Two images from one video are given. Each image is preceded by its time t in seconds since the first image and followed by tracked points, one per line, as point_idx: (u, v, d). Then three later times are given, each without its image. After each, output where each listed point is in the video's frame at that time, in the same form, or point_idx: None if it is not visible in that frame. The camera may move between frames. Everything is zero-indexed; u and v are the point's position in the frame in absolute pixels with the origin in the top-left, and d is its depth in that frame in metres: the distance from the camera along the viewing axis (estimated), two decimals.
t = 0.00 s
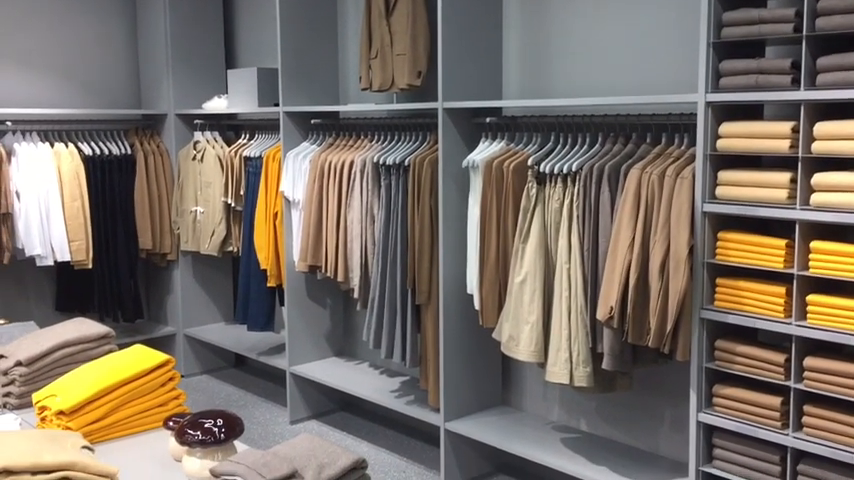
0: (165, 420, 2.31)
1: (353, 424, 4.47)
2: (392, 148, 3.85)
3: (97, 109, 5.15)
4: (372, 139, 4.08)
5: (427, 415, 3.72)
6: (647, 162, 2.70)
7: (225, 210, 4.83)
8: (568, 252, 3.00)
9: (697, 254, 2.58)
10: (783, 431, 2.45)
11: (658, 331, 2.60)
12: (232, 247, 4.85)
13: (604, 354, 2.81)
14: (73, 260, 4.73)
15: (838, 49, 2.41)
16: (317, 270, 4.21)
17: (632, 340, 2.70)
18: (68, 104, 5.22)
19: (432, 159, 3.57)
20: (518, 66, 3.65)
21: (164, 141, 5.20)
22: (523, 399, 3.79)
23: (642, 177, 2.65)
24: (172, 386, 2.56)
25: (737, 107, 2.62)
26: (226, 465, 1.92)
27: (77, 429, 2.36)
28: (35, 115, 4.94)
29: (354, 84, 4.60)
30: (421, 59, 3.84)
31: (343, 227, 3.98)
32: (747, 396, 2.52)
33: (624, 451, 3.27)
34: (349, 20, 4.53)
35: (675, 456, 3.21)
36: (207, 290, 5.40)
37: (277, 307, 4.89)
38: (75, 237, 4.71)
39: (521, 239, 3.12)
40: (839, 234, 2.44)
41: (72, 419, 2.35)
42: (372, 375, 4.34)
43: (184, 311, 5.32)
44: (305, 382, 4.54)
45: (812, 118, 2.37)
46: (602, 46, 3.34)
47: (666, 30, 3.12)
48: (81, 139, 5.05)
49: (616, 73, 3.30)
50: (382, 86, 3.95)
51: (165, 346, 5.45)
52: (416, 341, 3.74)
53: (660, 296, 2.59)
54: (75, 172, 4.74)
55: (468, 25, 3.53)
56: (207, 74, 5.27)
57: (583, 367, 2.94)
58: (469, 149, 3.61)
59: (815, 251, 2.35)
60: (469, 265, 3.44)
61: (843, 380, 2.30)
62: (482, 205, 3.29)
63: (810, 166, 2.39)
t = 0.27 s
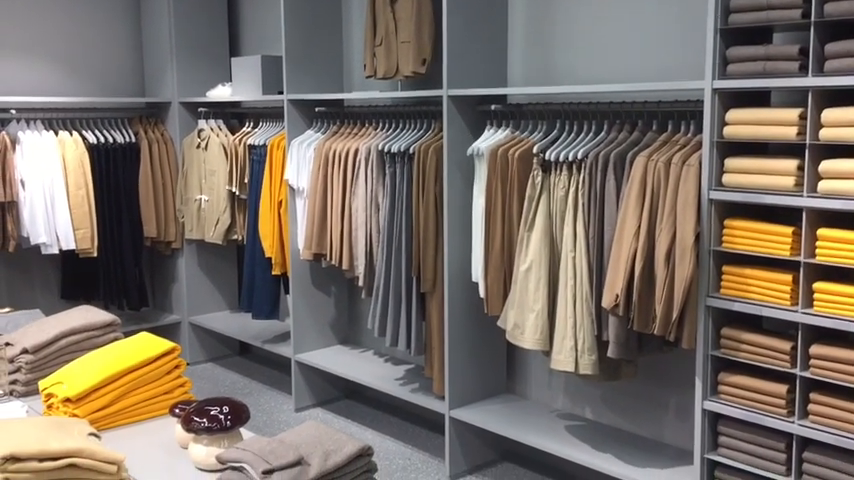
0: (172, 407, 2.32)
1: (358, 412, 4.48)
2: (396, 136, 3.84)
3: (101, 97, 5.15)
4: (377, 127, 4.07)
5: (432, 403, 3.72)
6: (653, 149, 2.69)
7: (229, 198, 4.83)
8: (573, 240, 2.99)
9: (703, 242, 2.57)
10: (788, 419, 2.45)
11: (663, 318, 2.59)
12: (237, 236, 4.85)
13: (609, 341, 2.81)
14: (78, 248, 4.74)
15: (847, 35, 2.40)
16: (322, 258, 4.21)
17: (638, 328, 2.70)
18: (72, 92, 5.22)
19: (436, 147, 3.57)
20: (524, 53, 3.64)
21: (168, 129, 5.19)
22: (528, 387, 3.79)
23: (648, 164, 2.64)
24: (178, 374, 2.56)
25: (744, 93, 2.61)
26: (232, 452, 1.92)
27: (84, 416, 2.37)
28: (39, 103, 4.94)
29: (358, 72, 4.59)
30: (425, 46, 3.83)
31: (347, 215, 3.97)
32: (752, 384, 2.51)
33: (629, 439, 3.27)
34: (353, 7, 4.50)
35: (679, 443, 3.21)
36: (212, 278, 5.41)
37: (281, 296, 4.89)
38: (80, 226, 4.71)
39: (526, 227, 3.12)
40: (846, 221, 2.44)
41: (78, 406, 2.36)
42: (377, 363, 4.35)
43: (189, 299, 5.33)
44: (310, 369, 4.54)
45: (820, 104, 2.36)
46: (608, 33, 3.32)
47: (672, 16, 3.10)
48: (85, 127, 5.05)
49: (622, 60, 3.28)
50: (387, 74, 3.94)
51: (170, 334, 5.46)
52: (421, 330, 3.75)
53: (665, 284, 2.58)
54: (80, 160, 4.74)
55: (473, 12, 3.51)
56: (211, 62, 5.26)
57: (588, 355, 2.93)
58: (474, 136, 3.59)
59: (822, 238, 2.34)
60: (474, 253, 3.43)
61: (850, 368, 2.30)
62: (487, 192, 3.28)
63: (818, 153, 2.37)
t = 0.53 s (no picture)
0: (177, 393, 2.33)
1: (363, 399, 4.49)
2: (401, 123, 3.83)
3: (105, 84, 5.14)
4: (381, 114, 4.05)
5: (437, 390, 3.72)
6: (659, 135, 2.68)
7: (234, 185, 4.83)
8: (579, 227, 2.98)
9: (709, 228, 2.56)
10: (794, 405, 2.45)
11: (669, 304, 2.59)
12: (241, 223, 4.85)
13: (614, 327, 2.81)
14: (83, 236, 4.75)
15: None
16: (326, 246, 4.21)
17: (643, 314, 2.70)
18: (76, 80, 5.21)
19: (441, 134, 3.56)
20: (529, 39, 3.62)
21: (173, 117, 5.18)
22: (533, 374, 3.79)
23: (654, 150, 2.63)
24: (184, 360, 2.56)
25: (751, 79, 2.59)
26: (238, 438, 1.93)
27: (89, 402, 2.38)
28: (43, 91, 4.94)
29: (362, 59, 4.58)
30: (430, 33, 3.81)
31: (352, 202, 3.96)
32: (758, 371, 2.51)
33: (634, 425, 3.27)
34: None
35: (685, 429, 3.21)
36: (217, 266, 5.41)
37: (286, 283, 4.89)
38: (85, 214, 4.72)
39: (531, 213, 3.11)
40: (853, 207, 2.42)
41: (84, 393, 2.37)
42: (382, 350, 4.35)
43: (195, 287, 5.33)
44: (315, 356, 4.55)
45: (827, 89, 2.34)
46: (613, 18, 3.30)
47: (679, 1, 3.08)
48: (89, 115, 5.04)
49: (627, 45, 3.27)
50: (391, 61, 3.92)
51: (176, 321, 5.47)
52: (426, 316, 3.75)
53: (671, 270, 2.58)
54: (84, 147, 4.74)
55: None
56: (215, 49, 5.25)
57: (593, 341, 2.93)
58: (479, 122, 3.58)
59: (829, 224, 2.33)
60: (479, 240, 3.43)
61: None
62: (492, 179, 3.27)
63: (824, 139, 2.37)
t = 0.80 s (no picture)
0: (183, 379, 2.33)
1: (368, 384, 4.49)
2: (405, 108, 3.82)
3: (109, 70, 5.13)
4: (385, 100, 4.04)
5: (442, 376, 3.73)
6: (665, 120, 2.67)
7: (238, 171, 4.82)
8: (584, 213, 2.97)
9: (715, 213, 2.55)
10: (799, 391, 2.44)
11: (675, 290, 2.58)
12: (246, 210, 4.85)
13: (619, 313, 2.80)
14: (89, 223, 4.75)
15: None
16: (331, 232, 4.20)
17: (649, 300, 2.69)
18: (80, 66, 5.20)
19: (446, 119, 3.54)
20: (534, 23, 3.59)
21: (177, 103, 5.17)
22: (538, 359, 3.79)
23: (660, 135, 2.62)
24: (189, 346, 2.56)
25: (758, 63, 2.57)
26: (244, 423, 1.93)
27: (95, 387, 2.38)
28: (47, 77, 4.93)
29: (367, 45, 4.56)
30: (434, 18, 3.79)
31: (356, 188, 3.96)
32: (764, 356, 2.50)
33: (639, 411, 3.27)
34: None
35: (689, 415, 3.21)
36: (222, 252, 5.41)
37: (291, 269, 4.89)
38: (89, 200, 4.72)
39: (536, 199, 3.10)
40: None
41: (90, 378, 2.38)
42: (387, 335, 4.36)
43: (200, 273, 5.34)
44: (320, 342, 4.56)
45: (835, 73, 2.33)
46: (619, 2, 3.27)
47: None
48: (93, 101, 5.03)
49: (634, 29, 3.24)
50: (395, 46, 3.90)
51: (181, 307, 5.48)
52: (431, 302, 3.74)
53: (677, 256, 2.57)
54: (88, 134, 4.74)
55: None
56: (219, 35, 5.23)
57: (599, 327, 2.93)
58: (484, 108, 3.56)
59: (836, 209, 2.32)
60: (484, 226, 3.42)
61: None
62: (497, 165, 3.26)
63: (832, 123, 2.36)
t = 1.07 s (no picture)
0: (186, 363, 2.33)
1: (371, 370, 4.50)
2: (408, 94, 3.80)
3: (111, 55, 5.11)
4: (389, 85, 4.02)
5: (445, 361, 3.73)
6: (670, 104, 2.65)
7: (241, 157, 4.81)
8: (588, 198, 2.96)
9: (720, 199, 2.54)
10: (803, 376, 2.44)
11: (679, 276, 2.58)
12: (249, 196, 4.84)
13: (623, 299, 2.80)
14: (92, 208, 4.75)
15: None
16: (334, 218, 4.19)
17: (652, 285, 2.68)
18: (82, 51, 5.18)
19: (449, 105, 3.53)
20: (538, 7, 3.57)
21: (179, 88, 5.15)
22: (541, 345, 3.79)
23: (665, 120, 2.61)
24: (192, 331, 2.57)
25: (764, 47, 2.55)
26: (247, 407, 1.93)
27: (99, 372, 2.39)
28: (49, 62, 4.92)
29: (370, 30, 4.53)
30: (438, 2, 3.77)
31: (359, 174, 3.94)
32: (768, 342, 2.50)
33: (642, 396, 3.27)
34: None
35: (692, 400, 3.21)
36: (225, 238, 5.41)
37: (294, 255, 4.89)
38: (92, 186, 4.72)
39: (539, 184, 3.09)
40: None
41: (93, 363, 2.38)
42: (390, 321, 4.36)
43: (203, 259, 5.34)
44: (323, 328, 4.56)
45: (842, 57, 2.31)
46: None
47: None
48: (96, 86, 5.02)
49: (639, 14, 3.22)
50: (399, 31, 3.88)
51: (184, 293, 5.49)
52: (434, 288, 3.74)
53: (681, 241, 2.56)
54: (91, 119, 4.73)
55: None
56: (222, 20, 5.21)
57: (602, 313, 2.92)
58: (488, 93, 3.55)
59: (841, 194, 2.31)
60: (487, 212, 3.41)
61: None
62: (501, 150, 3.24)
63: (838, 107, 2.34)
